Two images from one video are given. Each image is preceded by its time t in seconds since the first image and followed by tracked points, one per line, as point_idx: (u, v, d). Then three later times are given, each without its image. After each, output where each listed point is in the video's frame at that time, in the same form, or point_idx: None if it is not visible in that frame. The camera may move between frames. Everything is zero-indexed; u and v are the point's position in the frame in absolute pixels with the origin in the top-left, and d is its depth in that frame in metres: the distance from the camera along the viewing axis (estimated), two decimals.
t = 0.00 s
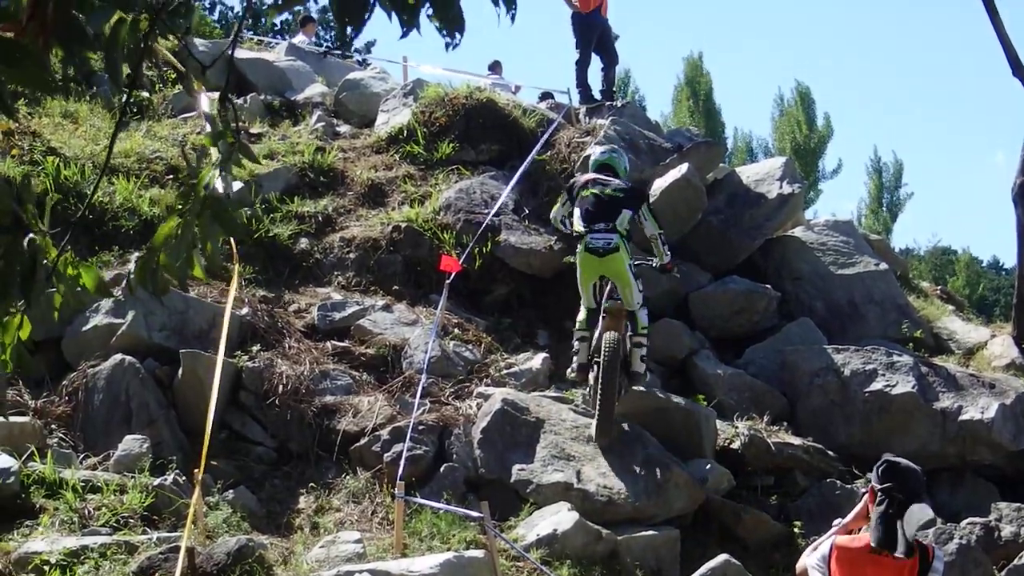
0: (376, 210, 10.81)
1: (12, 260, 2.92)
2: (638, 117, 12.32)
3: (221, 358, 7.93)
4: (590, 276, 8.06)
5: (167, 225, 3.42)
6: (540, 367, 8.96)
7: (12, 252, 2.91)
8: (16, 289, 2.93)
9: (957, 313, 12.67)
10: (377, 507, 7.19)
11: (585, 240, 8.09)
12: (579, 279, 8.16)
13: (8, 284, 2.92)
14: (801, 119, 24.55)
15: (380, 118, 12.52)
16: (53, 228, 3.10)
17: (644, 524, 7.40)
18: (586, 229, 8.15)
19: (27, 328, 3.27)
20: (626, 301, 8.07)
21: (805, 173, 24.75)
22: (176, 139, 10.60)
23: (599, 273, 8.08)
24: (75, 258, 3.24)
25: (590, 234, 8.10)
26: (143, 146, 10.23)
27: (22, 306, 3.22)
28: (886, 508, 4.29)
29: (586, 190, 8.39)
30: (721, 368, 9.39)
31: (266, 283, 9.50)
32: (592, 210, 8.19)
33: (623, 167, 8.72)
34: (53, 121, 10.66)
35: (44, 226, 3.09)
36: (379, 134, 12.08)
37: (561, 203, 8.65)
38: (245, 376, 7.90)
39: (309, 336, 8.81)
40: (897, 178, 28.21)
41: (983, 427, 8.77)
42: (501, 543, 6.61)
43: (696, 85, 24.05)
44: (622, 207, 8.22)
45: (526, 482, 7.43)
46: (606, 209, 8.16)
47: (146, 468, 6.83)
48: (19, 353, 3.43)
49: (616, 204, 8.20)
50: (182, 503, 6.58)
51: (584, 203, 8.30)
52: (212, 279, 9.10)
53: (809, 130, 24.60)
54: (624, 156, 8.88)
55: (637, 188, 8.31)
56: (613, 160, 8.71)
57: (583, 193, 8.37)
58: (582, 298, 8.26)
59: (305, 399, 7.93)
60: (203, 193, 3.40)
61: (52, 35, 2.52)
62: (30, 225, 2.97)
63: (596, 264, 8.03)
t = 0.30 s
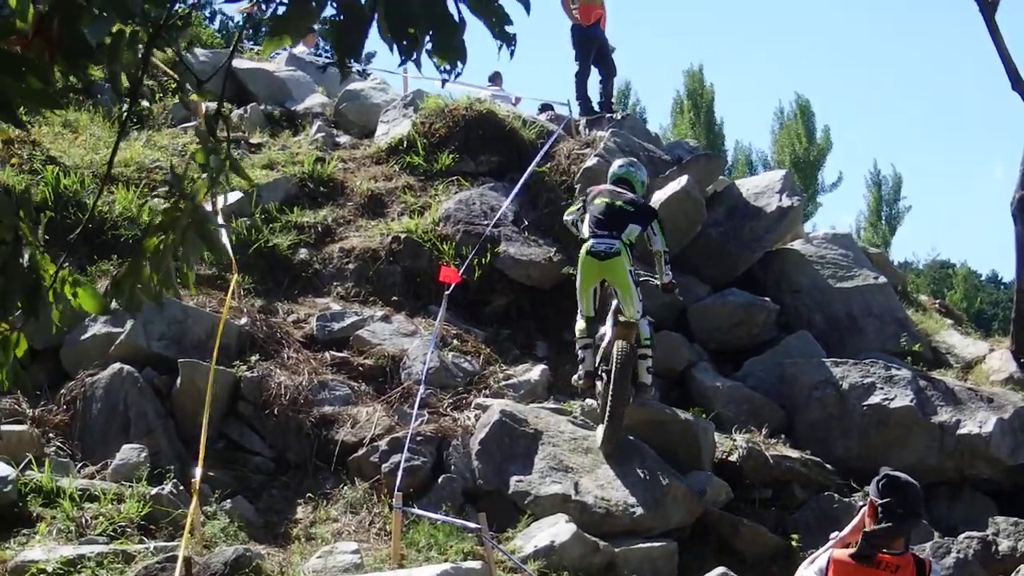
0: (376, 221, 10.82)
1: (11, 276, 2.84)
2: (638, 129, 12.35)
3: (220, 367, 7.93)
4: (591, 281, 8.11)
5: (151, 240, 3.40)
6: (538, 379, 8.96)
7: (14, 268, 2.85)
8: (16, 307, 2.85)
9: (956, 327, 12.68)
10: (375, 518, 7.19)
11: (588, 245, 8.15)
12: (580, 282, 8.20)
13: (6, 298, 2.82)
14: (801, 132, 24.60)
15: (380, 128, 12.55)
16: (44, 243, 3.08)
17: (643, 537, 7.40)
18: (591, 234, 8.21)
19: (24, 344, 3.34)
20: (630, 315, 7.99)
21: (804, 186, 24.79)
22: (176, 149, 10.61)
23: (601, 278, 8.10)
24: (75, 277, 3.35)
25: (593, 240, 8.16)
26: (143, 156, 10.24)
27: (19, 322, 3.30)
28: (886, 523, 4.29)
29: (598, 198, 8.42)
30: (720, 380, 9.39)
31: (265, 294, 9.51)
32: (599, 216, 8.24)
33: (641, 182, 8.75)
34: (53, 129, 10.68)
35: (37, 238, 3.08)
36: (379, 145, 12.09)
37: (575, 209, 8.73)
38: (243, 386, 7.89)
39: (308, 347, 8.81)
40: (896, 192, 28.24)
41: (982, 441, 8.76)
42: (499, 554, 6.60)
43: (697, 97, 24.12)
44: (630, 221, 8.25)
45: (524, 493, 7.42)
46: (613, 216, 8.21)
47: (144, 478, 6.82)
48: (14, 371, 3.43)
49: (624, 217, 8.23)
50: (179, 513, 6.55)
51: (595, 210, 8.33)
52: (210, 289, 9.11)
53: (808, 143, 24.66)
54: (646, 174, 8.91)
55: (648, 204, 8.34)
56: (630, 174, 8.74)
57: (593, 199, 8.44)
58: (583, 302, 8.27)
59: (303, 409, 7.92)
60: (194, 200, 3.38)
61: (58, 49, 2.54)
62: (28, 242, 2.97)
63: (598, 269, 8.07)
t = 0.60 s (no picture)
0: (367, 227, 10.82)
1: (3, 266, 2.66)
2: (631, 138, 12.35)
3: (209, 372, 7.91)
4: (613, 294, 8.32)
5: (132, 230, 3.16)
6: (527, 388, 8.96)
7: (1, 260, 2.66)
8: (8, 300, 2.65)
9: (945, 342, 12.71)
10: (362, 525, 7.18)
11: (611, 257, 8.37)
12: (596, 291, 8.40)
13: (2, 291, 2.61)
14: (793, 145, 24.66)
15: (373, 134, 12.54)
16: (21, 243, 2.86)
17: (630, 546, 7.41)
18: (613, 246, 8.44)
19: None
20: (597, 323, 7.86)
21: (795, 199, 24.86)
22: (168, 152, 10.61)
23: (621, 291, 8.35)
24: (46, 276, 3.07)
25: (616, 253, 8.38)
26: (134, 158, 10.23)
27: None
28: (873, 535, 4.31)
29: (616, 204, 8.61)
30: (709, 391, 9.40)
31: (255, 299, 9.49)
32: (622, 227, 8.49)
33: (666, 189, 8.84)
34: (44, 130, 10.66)
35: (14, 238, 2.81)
36: (371, 151, 12.08)
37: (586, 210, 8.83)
38: (232, 391, 7.87)
39: (297, 352, 8.80)
40: (887, 206, 28.33)
41: (969, 455, 8.78)
42: (487, 562, 6.60)
43: (690, 109, 24.19)
44: (647, 227, 8.47)
45: (511, 501, 7.42)
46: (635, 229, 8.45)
47: (130, 482, 6.80)
48: None
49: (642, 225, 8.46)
50: (165, 517, 6.56)
51: (613, 218, 8.55)
52: (199, 293, 9.10)
53: (800, 156, 24.72)
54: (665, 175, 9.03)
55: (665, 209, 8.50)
56: (657, 181, 8.81)
57: (612, 207, 8.60)
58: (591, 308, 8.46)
59: (292, 415, 7.91)
60: (175, 195, 3.14)
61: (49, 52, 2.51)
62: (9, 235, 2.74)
63: (618, 282, 8.31)
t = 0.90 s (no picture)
0: (353, 229, 10.80)
1: None
2: (618, 145, 12.39)
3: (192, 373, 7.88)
4: (611, 310, 8.37)
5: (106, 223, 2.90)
6: (511, 393, 8.95)
7: None
8: None
9: (928, 351, 12.77)
10: (344, 527, 7.17)
11: (608, 274, 8.39)
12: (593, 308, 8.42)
13: None
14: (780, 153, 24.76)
15: (360, 137, 12.52)
16: None
17: (612, 552, 7.42)
18: (608, 263, 8.42)
19: None
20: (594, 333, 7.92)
21: (781, 207, 24.93)
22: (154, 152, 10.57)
23: (618, 308, 8.39)
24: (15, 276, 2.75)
25: (612, 270, 8.39)
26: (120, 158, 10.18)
27: None
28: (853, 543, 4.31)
29: (610, 221, 8.56)
30: (692, 398, 9.42)
31: (239, 300, 9.46)
32: (618, 245, 8.43)
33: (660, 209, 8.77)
34: (30, 128, 10.60)
35: None
36: (358, 153, 12.06)
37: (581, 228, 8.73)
38: (215, 393, 7.84)
39: (281, 354, 8.78)
40: (871, 214, 28.45)
41: (951, 464, 8.83)
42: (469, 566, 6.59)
43: (677, 116, 24.26)
44: (641, 242, 8.43)
45: (494, 505, 7.40)
46: (632, 246, 8.41)
47: (112, 482, 6.77)
48: None
49: (637, 240, 8.42)
50: (147, 518, 6.53)
51: (608, 236, 8.49)
52: (183, 293, 9.07)
53: (787, 164, 24.80)
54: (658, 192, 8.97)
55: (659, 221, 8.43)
56: (650, 200, 8.74)
57: (608, 223, 8.55)
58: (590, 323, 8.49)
59: (275, 417, 7.89)
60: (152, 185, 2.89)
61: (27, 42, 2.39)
62: None
63: (614, 299, 8.34)
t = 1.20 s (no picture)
0: (333, 234, 10.80)
1: None
2: (598, 147, 12.44)
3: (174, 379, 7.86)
4: (591, 315, 8.34)
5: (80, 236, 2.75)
6: (493, 396, 8.97)
7: None
8: None
9: (908, 352, 12.86)
10: (326, 532, 7.17)
11: (588, 278, 8.37)
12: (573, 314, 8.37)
13: None
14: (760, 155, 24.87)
15: (340, 141, 12.51)
16: None
17: (595, 555, 7.45)
18: (587, 267, 8.41)
19: None
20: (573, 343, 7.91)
21: (761, 209, 25.06)
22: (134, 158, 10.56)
23: (598, 312, 8.38)
24: None
25: (591, 274, 8.38)
26: (98, 164, 10.15)
27: None
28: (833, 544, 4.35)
29: (587, 223, 8.56)
30: (673, 400, 9.47)
31: (220, 305, 9.45)
32: (596, 247, 8.46)
33: (633, 207, 8.92)
34: (8, 134, 10.56)
35: None
36: (338, 158, 12.06)
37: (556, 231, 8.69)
38: (196, 398, 7.82)
39: (262, 359, 8.77)
40: (850, 216, 28.62)
41: (932, 465, 8.90)
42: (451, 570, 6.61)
43: (656, 118, 24.34)
44: (619, 243, 8.47)
45: (476, 508, 7.43)
46: (610, 249, 8.44)
47: (94, 487, 6.75)
48: None
49: (614, 241, 8.46)
50: (129, 523, 6.52)
51: (586, 239, 8.51)
52: (163, 299, 9.05)
53: (767, 166, 24.92)
54: (630, 193, 9.07)
55: (636, 222, 8.50)
56: (623, 198, 8.88)
57: (584, 226, 8.54)
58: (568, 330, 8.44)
59: (256, 422, 7.88)
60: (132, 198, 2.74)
61: None
62: None
63: (596, 304, 8.33)
